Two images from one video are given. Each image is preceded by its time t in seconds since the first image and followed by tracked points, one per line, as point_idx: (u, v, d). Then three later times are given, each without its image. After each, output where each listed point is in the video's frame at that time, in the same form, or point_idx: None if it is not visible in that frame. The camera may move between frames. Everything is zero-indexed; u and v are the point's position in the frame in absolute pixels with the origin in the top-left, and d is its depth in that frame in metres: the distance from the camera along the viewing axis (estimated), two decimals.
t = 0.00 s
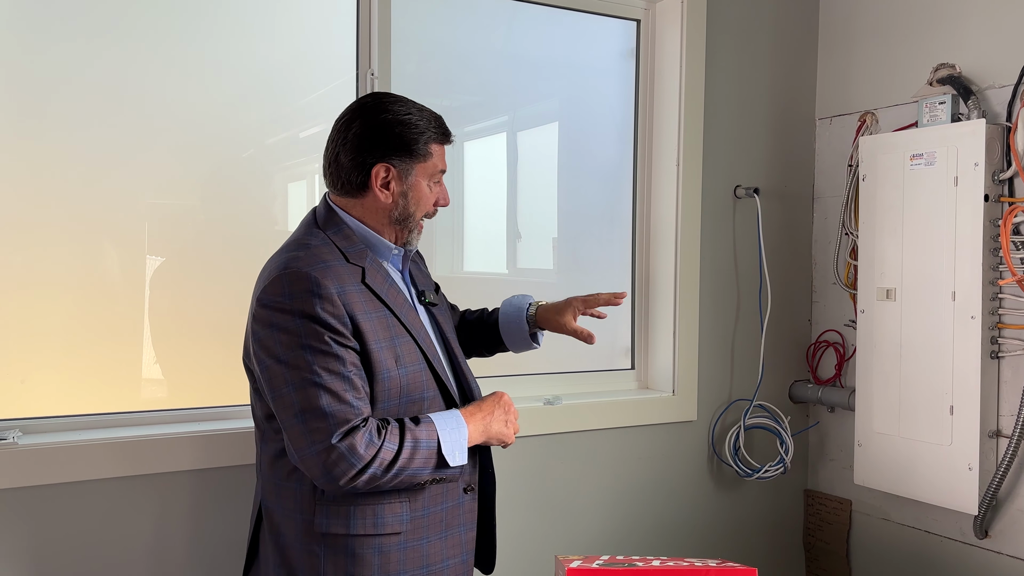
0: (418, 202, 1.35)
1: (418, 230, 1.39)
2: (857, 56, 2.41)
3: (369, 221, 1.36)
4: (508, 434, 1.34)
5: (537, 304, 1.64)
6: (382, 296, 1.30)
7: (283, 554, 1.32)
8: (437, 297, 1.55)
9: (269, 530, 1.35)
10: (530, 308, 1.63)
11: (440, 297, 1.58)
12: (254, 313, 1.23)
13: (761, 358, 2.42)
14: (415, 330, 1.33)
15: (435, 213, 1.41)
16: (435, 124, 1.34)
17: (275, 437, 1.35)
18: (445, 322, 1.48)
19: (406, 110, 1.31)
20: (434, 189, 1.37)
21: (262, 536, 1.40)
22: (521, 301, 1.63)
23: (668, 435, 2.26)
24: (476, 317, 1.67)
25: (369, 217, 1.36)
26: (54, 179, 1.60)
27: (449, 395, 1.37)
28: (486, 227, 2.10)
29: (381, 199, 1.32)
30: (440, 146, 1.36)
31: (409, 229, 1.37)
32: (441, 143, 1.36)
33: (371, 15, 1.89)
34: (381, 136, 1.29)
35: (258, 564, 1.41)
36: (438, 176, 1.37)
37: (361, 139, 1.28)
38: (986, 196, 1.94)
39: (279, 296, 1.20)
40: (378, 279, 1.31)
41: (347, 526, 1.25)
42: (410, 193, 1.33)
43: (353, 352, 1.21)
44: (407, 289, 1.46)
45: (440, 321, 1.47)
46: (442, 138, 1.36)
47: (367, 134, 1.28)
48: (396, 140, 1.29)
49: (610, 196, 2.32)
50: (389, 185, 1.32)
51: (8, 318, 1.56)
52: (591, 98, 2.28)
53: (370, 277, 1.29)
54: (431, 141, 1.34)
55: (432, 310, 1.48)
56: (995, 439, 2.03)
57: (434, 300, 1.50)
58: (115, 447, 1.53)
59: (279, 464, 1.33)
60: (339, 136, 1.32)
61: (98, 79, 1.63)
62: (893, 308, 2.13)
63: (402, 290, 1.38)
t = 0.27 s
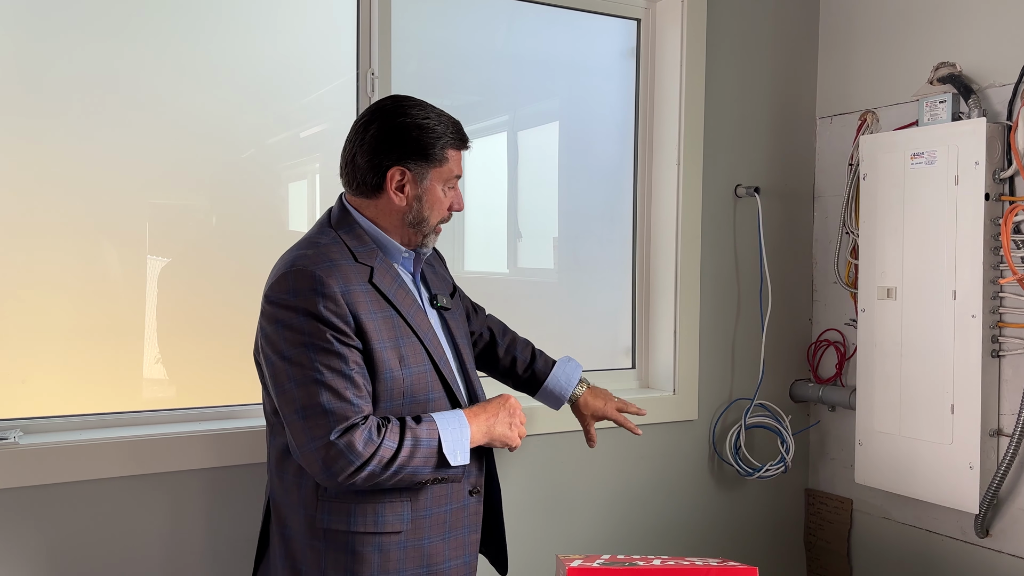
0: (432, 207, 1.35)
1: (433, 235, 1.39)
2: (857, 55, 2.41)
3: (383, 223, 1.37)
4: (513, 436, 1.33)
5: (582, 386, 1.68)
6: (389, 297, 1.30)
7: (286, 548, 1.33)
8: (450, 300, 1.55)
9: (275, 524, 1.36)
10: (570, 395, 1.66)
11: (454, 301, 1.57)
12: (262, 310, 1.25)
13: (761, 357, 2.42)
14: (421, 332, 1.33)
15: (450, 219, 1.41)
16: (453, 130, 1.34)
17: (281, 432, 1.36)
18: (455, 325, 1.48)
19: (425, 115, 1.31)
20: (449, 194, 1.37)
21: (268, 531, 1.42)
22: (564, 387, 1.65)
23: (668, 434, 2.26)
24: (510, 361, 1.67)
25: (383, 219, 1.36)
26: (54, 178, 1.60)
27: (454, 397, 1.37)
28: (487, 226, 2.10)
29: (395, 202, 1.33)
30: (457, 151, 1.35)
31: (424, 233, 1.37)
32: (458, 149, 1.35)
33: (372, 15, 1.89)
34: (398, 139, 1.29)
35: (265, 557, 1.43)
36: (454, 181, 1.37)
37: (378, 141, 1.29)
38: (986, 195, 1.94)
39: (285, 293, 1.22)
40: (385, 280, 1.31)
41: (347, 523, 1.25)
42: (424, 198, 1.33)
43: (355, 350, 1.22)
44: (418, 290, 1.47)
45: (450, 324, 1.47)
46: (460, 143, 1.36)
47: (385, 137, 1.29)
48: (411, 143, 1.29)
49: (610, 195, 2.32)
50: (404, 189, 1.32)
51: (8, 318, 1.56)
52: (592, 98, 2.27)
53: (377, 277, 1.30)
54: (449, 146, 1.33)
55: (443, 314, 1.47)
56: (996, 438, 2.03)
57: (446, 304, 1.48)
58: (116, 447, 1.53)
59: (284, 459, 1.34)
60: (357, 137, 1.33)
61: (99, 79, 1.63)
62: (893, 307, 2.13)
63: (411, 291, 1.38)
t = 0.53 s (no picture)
0: (442, 208, 1.35)
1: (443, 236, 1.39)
2: (858, 54, 2.41)
3: (394, 223, 1.37)
4: (520, 437, 1.33)
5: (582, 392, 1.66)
6: (400, 297, 1.30)
7: (294, 545, 1.34)
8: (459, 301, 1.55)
9: (283, 522, 1.37)
10: (571, 400, 1.65)
11: (460, 302, 1.57)
12: (274, 309, 1.25)
13: (762, 357, 2.42)
14: (431, 333, 1.33)
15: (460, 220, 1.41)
16: (464, 132, 1.34)
17: (290, 431, 1.36)
18: (463, 326, 1.48)
19: (437, 117, 1.31)
20: (459, 195, 1.37)
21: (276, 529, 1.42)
22: (565, 391, 1.65)
23: (669, 434, 2.26)
24: (512, 363, 1.67)
25: (394, 219, 1.36)
26: (55, 179, 1.60)
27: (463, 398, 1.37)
28: (487, 226, 2.10)
29: (406, 202, 1.33)
30: (468, 152, 1.35)
31: (435, 234, 1.37)
32: (469, 150, 1.35)
33: (372, 15, 1.89)
34: (409, 140, 1.29)
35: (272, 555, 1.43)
36: (464, 182, 1.37)
37: (389, 142, 1.29)
38: (986, 194, 1.94)
39: (297, 293, 1.22)
40: (396, 280, 1.32)
41: (355, 522, 1.26)
42: (434, 198, 1.33)
43: (367, 351, 1.22)
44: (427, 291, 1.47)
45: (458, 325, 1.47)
46: (471, 146, 1.36)
47: (396, 138, 1.29)
48: (423, 144, 1.30)
49: (611, 195, 2.32)
50: (415, 190, 1.33)
51: (10, 318, 1.57)
52: (592, 97, 2.27)
53: (389, 278, 1.30)
54: (461, 147, 1.33)
55: (451, 315, 1.47)
56: (997, 437, 2.03)
57: (454, 305, 1.47)
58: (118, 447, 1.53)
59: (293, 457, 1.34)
60: (368, 138, 1.33)
61: (100, 79, 1.63)
62: (894, 307, 2.13)
63: (421, 292, 1.38)
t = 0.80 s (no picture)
0: (444, 207, 1.35)
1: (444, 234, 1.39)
2: (857, 54, 2.41)
3: (394, 224, 1.37)
4: (519, 439, 1.33)
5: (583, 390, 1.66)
6: (400, 299, 1.30)
7: (294, 546, 1.34)
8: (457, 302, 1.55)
9: (283, 523, 1.37)
10: (572, 397, 1.66)
11: (459, 301, 1.57)
12: (273, 311, 1.25)
13: (762, 356, 2.42)
14: (431, 334, 1.33)
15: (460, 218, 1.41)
16: (462, 130, 1.34)
17: (290, 433, 1.36)
18: (462, 326, 1.48)
19: (434, 116, 1.31)
20: (459, 194, 1.38)
21: (276, 530, 1.42)
22: (565, 389, 1.65)
23: (669, 433, 2.27)
24: (512, 362, 1.67)
25: (395, 220, 1.36)
26: (56, 179, 1.60)
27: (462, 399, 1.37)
28: (487, 226, 2.11)
29: (408, 203, 1.33)
30: (467, 150, 1.36)
31: (437, 233, 1.38)
32: (468, 148, 1.36)
33: (372, 15, 1.90)
34: (409, 141, 1.29)
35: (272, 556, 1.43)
36: (464, 180, 1.37)
37: (389, 143, 1.29)
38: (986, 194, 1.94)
39: (297, 295, 1.22)
40: (395, 281, 1.32)
41: (356, 523, 1.26)
42: (436, 198, 1.34)
43: (367, 353, 1.22)
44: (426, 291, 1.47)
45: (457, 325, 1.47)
46: (470, 143, 1.36)
47: (396, 140, 1.29)
48: (423, 143, 1.30)
49: (611, 194, 2.32)
50: (416, 190, 1.33)
51: (11, 319, 1.57)
52: (592, 97, 2.28)
53: (389, 279, 1.30)
54: (459, 145, 1.34)
55: (450, 315, 1.47)
56: (996, 437, 2.03)
57: (454, 305, 1.47)
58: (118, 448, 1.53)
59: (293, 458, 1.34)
60: (367, 140, 1.33)
61: (100, 80, 1.63)
62: (894, 306, 2.14)
63: (420, 293, 1.38)
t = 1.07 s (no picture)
0: (441, 203, 1.35)
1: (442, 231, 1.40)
2: (856, 54, 2.41)
3: (393, 225, 1.37)
4: (518, 443, 1.34)
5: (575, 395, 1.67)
6: (398, 301, 1.31)
7: (293, 550, 1.34)
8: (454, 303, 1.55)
9: (282, 527, 1.36)
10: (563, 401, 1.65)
11: (456, 302, 1.57)
12: (270, 315, 1.25)
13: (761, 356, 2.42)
14: (429, 337, 1.33)
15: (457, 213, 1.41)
16: (452, 124, 1.35)
17: (287, 436, 1.36)
18: (459, 327, 1.49)
19: (423, 113, 1.31)
20: (454, 189, 1.38)
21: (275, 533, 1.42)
22: (558, 392, 1.65)
23: (668, 433, 2.27)
24: (506, 361, 1.66)
25: (392, 221, 1.36)
26: (55, 179, 1.60)
27: (461, 401, 1.37)
28: (486, 226, 2.11)
29: (405, 203, 1.33)
30: (458, 145, 1.36)
31: (434, 230, 1.38)
32: (459, 143, 1.36)
33: (370, 15, 1.89)
34: (403, 141, 1.29)
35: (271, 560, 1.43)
36: (457, 175, 1.38)
37: (382, 144, 1.29)
38: (986, 194, 1.94)
39: (295, 298, 1.22)
40: (393, 284, 1.32)
41: (355, 527, 1.26)
42: (433, 196, 1.34)
43: (365, 356, 1.22)
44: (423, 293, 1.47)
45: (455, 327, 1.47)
46: (461, 137, 1.37)
47: (388, 139, 1.29)
48: (416, 142, 1.30)
49: (610, 194, 2.32)
50: (412, 190, 1.33)
51: (10, 320, 1.57)
52: (590, 97, 2.28)
53: (386, 282, 1.30)
54: (450, 139, 1.34)
55: (447, 316, 1.47)
56: (995, 435, 2.03)
57: (451, 306, 1.47)
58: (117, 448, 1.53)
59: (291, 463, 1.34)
60: (360, 143, 1.33)
61: (98, 80, 1.63)
62: (893, 305, 2.14)
63: (417, 295, 1.38)
